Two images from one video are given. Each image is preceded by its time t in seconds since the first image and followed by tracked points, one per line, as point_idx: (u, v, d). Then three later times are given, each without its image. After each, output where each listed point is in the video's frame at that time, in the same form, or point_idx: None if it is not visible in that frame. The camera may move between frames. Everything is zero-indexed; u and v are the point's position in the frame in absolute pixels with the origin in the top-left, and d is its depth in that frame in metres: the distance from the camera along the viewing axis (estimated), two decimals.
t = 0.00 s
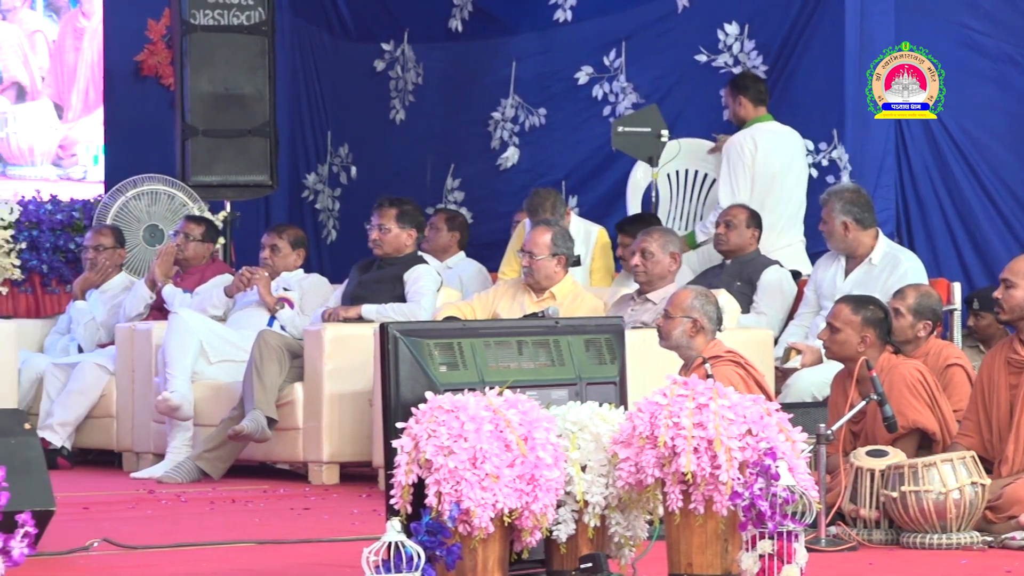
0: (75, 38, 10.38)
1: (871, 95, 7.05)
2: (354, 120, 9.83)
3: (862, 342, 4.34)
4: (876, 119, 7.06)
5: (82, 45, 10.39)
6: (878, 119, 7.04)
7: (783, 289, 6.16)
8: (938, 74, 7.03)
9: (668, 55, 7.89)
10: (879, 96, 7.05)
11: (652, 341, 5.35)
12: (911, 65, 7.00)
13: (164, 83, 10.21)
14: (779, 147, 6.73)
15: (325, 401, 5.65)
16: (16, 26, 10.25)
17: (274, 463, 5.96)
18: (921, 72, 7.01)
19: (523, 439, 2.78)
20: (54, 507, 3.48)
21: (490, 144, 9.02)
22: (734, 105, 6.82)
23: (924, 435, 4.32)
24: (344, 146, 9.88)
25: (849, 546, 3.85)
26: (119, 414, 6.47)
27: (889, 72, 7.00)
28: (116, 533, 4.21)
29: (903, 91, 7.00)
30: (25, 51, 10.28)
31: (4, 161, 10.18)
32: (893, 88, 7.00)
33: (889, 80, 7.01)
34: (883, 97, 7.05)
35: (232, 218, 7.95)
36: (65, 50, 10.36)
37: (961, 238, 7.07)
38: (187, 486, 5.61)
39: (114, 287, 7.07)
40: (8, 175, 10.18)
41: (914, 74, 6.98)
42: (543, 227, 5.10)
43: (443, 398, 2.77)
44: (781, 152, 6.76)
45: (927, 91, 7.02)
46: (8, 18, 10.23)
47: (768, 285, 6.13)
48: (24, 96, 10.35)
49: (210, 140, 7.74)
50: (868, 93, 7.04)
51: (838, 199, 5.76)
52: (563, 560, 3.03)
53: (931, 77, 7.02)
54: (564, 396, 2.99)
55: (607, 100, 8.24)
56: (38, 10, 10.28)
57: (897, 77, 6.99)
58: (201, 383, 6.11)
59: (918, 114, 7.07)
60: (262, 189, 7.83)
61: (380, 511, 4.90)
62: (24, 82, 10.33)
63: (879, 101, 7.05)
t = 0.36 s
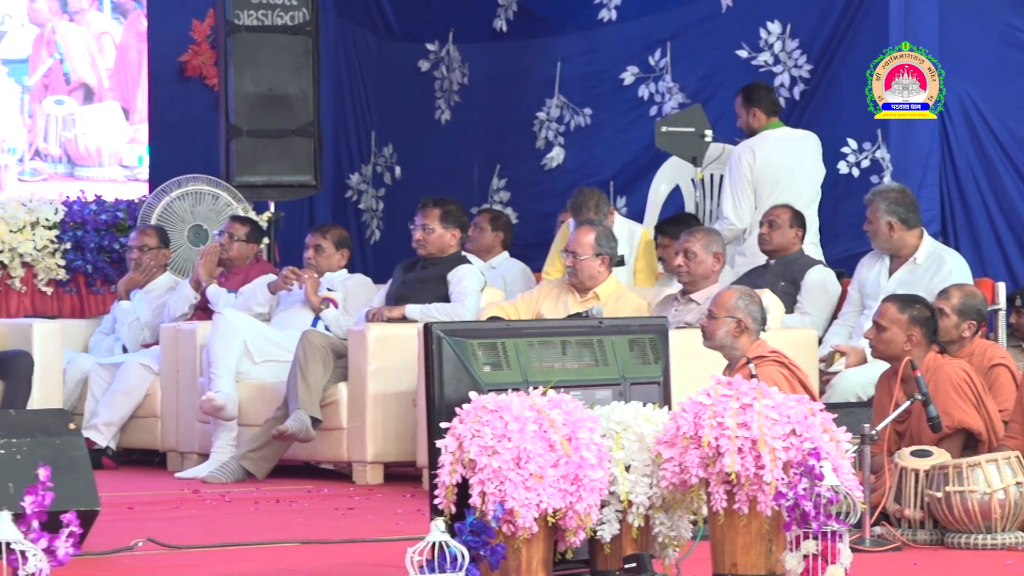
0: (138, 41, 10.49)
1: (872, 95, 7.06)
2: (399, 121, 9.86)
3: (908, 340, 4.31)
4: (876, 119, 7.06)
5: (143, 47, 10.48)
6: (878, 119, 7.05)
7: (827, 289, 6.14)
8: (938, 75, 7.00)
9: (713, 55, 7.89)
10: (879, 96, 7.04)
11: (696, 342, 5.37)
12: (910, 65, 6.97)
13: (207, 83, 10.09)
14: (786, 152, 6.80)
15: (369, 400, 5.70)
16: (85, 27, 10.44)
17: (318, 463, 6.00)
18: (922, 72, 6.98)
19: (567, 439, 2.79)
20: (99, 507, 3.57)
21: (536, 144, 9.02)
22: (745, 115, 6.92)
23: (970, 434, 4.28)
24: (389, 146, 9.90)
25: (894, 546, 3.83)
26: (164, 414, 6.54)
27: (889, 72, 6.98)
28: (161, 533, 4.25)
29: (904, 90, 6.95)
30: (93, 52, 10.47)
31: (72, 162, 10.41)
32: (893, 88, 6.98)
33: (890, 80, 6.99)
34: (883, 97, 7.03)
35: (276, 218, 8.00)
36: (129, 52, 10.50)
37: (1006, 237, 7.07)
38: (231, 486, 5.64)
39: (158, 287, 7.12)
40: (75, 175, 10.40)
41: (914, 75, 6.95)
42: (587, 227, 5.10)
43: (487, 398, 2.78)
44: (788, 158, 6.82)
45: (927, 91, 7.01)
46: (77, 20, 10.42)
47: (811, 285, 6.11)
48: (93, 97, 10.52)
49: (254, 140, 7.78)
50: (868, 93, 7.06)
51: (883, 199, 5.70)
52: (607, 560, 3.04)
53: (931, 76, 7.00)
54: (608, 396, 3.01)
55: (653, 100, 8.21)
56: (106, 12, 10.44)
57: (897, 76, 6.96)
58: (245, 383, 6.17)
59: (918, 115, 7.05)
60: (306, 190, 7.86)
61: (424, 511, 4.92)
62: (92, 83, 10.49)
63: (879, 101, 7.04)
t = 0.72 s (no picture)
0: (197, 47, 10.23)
1: (873, 95, 7.42)
2: (448, 122, 9.83)
3: (954, 341, 4.28)
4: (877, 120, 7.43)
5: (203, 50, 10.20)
6: (878, 118, 7.42)
7: (874, 289, 6.08)
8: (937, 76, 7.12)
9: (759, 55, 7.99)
10: (879, 96, 7.40)
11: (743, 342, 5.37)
12: (910, 65, 7.19)
13: (255, 83, 10.26)
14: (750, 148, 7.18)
15: (415, 400, 5.72)
16: (159, 29, 10.11)
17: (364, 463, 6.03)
18: (921, 72, 7.16)
19: (613, 439, 2.80)
20: (146, 507, 3.58)
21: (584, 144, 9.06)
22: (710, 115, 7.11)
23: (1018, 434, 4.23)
24: (435, 146, 9.88)
25: (941, 546, 3.81)
26: (211, 414, 6.58)
27: (889, 72, 7.31)
28: (207, 533, 4.28)
29: (903, 90, 7.24)
30: (167, 52, 10.16)
31: (145, 162, 10.04)
32: (893, 88, 7.30)
33: (889, 81, 7.32)
34: (883, 97, 7.38)
35: (322, 219, 8.05)
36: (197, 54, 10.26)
37: None
38: (278, 485, 5.68)
39: (205, 287, 7.19)
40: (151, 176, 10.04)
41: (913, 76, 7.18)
42: (633, 227, 5.08)
43: (533, 399, 2.78)
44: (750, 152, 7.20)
45: (927, 91, 7.16)
46: (151, 21, 10.08)
47: (858, 286, 6.06)
48: (166, 98, 10.20)
49: (301, 140, 7.84)
50: (869, 93, 7.44)
51: (930, 199, 5.66)
52: (654, 560, 3.04)
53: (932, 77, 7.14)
54: (654, 396, 3.01)
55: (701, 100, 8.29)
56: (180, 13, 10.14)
57: (897, 77, 7.25)
58: (292, 383, 6.21)
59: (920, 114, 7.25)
60: (352, 189, 7.92)
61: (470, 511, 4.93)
62: (165, 85, 10.18)
63: (879, 102, 7.40)
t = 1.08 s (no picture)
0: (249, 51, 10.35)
1: (873, 95, 7.61)
2: (489, 122, 9.78)
3: (994, 340, 4.26)
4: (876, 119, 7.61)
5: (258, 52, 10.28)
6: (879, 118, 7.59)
7: (914, 289, 6.04)
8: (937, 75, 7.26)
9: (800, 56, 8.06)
10: (880, 97, 7.60)
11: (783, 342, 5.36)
12: (910, 66, 7.41)
13: (295, 84, 10.11)
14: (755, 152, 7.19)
15: (454, 400, 5.74)
16: (227, 30, 10.37)
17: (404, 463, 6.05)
18: (922, 72, 7.34)
19: (653, 439, 2.80)
20: (186, 507, 3.62)
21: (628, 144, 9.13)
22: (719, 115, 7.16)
23: None
24: (475, 146, 9.79)
25: (981, 546, 3.79)
26: (251, 414, 6.63)
27: (889, 72, 7.52)
28: (247, 533, 4.31)
29: (903, 90, 7.43)
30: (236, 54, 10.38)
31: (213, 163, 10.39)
32: (893, 88, 7.50)
33: (889, 81, 7.54)
34: (883, 97, 7.58)
35: (362, 219, 8.10)
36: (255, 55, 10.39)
37: None
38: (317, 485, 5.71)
39: (245, 287, 7.22)
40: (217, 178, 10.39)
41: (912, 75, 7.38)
42: (672, 227, 5.08)
43: (573, 398, 2.79)
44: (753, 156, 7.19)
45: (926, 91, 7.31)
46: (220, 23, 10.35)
47: (898, 285, 6.02)
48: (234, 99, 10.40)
49: (341, 140, 7.88)
50: (869, 93, 7.63)
51: (970, 198, 5.66)
52: (693, 560, 3.04)
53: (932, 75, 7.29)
54: (693, 396, 3.01)
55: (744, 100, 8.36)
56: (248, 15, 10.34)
57: (897, 76, 7.46)
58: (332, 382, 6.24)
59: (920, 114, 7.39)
60: (392, 189, 7.96)
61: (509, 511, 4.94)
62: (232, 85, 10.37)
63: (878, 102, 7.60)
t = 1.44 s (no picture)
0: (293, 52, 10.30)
1: (873, 95, 7.79)
2: (525, 123, 9.78)
3: None
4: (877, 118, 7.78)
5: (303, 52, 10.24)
6: (879, 118, 7.76)
7: (949, 288, 6.01)
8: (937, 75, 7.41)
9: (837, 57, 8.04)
10: (880, 96, 7.78)
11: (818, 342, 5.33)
12: (910, 65, 7.56)
13: (330, 83, 10.26)
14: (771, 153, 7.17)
15: (489, 401, 5.76)
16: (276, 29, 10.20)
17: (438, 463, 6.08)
18: (921, 72, 7.49)
19: (688, 438, 2.80)
20: (222, 506, 3.64)
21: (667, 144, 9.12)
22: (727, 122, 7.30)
23: None
24: (510, 146, 9.83)
25: (1018, 547, 3.77)
26: (286, 413, 6.66)
27: (889, 72, 7.71)
28: (282, 533, 4.33)
29: (903, 90, 7.59)
30: (284, 48, 10.20)
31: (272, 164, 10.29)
32: (893, 88, 7.68)
33: (889, 81, 7.72)
34: (883, 96, 7.76)
35: (397, 219, 8.12)
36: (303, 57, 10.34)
37: None
38: (352, 485, 5.73)
39: (279, 287, 7.27)
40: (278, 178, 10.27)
41: (912, 75, 7.54)
42: (707, 227, 5.08)
43: (607, 399, 2.80)
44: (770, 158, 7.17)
45: (925, 91, 7.45)
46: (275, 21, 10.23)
47: (933, 285, 5.99)
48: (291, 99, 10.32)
49: (375, 140, 7.90)
50: (869, 93, 7.81)
51: (1008, 196, 5.64)
52: (728, 560, 3.05)
53: (931, 75, 7.44)
54: (728, 396, 3.02)
55: (783, 99, 8.35)
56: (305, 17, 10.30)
57: (897, 76, 7.63)
58: (367, 382, 6.28)
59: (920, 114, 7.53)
60: (427, 189, 7.98)
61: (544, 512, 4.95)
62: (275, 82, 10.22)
63: (878, 102, 7.77)
